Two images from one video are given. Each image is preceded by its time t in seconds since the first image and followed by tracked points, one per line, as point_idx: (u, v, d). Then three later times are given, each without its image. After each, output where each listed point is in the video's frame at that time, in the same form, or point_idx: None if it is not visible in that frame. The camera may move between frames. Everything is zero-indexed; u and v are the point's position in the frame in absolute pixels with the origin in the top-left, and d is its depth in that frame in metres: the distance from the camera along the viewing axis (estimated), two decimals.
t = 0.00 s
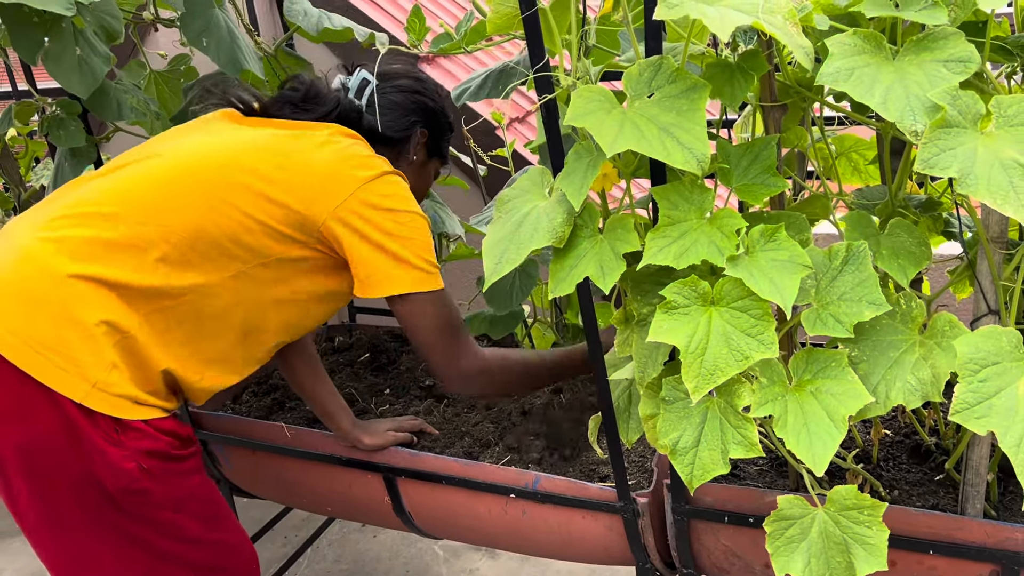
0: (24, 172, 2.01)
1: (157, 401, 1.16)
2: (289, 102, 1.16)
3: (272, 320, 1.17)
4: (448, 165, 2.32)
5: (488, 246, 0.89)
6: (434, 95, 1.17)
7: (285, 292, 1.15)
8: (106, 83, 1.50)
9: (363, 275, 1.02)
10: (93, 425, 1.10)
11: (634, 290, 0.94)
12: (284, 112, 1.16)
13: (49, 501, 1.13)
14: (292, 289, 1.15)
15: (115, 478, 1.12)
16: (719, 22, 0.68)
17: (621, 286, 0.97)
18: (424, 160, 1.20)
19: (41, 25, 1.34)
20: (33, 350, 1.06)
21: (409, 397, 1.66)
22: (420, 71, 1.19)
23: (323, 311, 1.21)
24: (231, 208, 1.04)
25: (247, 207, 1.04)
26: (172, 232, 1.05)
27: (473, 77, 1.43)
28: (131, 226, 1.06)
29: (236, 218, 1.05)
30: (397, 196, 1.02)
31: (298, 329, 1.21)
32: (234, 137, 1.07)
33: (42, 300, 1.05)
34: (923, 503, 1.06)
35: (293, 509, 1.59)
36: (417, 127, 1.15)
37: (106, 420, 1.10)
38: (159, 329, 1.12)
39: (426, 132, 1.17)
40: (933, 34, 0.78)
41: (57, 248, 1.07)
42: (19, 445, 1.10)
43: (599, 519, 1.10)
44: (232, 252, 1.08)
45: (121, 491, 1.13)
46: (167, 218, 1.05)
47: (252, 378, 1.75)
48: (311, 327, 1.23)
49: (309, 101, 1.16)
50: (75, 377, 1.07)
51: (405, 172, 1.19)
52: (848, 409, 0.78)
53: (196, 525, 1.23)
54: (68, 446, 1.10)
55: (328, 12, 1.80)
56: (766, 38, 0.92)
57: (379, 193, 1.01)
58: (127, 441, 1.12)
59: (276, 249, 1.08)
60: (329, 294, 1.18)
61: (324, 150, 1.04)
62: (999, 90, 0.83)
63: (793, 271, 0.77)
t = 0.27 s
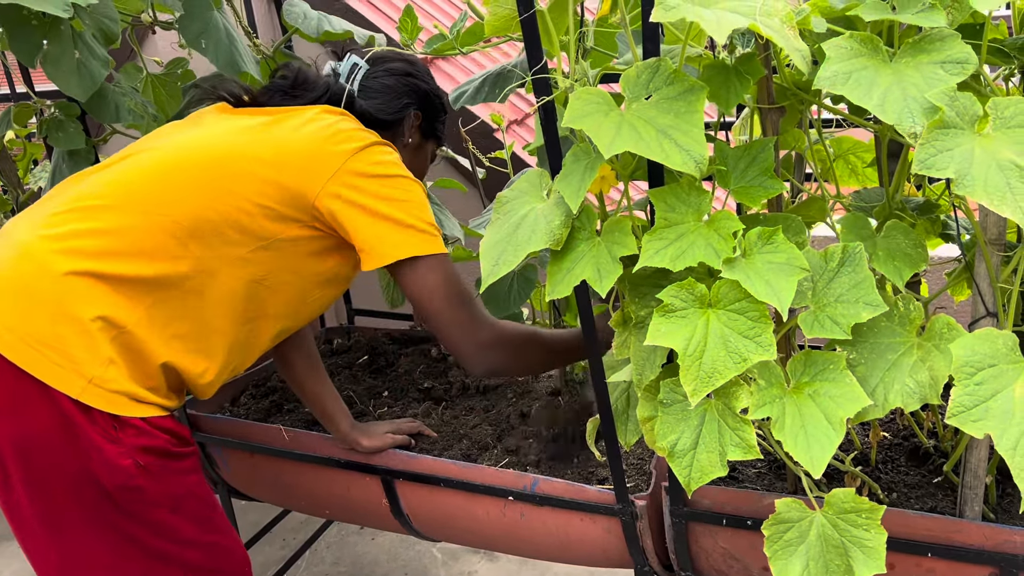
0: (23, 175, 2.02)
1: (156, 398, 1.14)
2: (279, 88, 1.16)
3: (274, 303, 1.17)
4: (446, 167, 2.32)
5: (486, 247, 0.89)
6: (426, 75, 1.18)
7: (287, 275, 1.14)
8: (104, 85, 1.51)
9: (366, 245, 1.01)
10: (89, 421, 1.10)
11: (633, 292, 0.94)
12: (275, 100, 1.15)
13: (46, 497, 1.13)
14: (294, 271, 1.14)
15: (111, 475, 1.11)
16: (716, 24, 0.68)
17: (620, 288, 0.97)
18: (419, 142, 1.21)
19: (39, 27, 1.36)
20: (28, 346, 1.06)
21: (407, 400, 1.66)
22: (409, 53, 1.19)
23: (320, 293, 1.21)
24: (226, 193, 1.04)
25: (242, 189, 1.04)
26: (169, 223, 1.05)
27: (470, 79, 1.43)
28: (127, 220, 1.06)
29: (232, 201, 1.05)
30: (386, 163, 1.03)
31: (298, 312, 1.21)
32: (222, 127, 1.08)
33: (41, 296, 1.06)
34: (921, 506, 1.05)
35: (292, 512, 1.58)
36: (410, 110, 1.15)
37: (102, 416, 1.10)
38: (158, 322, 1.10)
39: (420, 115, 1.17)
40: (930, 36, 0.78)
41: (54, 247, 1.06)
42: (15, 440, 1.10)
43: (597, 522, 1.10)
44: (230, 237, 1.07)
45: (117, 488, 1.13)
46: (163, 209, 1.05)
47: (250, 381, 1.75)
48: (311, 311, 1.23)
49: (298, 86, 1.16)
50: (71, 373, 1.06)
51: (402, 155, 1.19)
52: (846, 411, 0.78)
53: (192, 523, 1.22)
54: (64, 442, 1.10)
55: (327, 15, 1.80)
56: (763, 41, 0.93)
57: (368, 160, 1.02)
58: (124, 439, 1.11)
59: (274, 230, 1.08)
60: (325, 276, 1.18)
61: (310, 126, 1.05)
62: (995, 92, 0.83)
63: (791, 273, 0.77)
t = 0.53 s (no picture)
0: (20, 177, 2.01)
1: (145, 406, 1.15)
2: (283, 102, 1.16)
3: (263, 324, 1.18)
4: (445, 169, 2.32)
5: (482, 251, 0.89)
6: (433, 91, 1.17)
7: (276, 297, 1.15)
8: (100, 88, 1.51)
9: (353, 281, 1.04)
10: (78, 429, 1.09)
11: (629, 295, 0.94)
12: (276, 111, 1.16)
13: (40, 505, 1.14)
14: (283, 293, 1.15)
15: (99, 483, 1.11)
16: (712, 26, 0.68)
17: (616, 290, 0.97)
18: (422, 155, 1.20)
19: (35, 29, 1.34)
20: (19, 354, 1.06)
21: (405, 402, 1.65)
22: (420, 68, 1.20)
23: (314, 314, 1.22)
24: (224, 216, 1.04)
25: (242, 212, 1.04)
26: (165, 239, 1.05)
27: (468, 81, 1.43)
28: (124, 232, 1.05)
29: (229, 224, 1.05)
30: (390, 202, 1.03)
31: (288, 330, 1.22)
32: (229, 143, 1.06)
33: (32, 304, 1.05)
34: (919, 508, 1.05)
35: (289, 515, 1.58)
36: (413, 124, 1.14)
37: (90, 424, 1.10)
38: (148, 335, 1.11)
39: (423, 128, 1.16)
40: (927, 39, 0.78)
41: (48, 254, 1.06)
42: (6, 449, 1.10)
43: (594, 525, 1.10)
44: (225, 259, 1.07)
45: (105, 496, 1.12)
46: (160, 225, 1.05)
47: (247, 384, 1.74)
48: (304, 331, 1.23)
49: (303, 101, 1.17)
50: (60, 382, 1.06)
51: (403, 168, 1.18)
52: (841, 415, 0.78)
53: (184, 527, 1.23)
54: (53, 450, 1.10)
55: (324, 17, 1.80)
56: (760, 43, 0.93)
57: (374, 199, 1.02)
58: (112, 446, 1.11)
59: (267, 254, 1.08)
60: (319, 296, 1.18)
61: (318, 156, 1.04)
62: (992, 94, 0.83)
63: (787, 276, 0.77)
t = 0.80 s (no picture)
0: (19, 179, 2.01)
1: (142, 407, 1.15)
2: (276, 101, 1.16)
3: (261, 319, 1.16)
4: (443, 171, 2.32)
5: (481, 254, 0.89)
6: (431, 90, 1.17)
7: (275, 292, 1.13)
8: (99, 90, 1.51)
9: (353, 269, 1.01)
10: (75, 429, 1.09)
11: (627, 297, 0.94)
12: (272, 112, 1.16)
13: (35, 506, 1.14)
14: (284, 290, 1.14)
15: (97, 482, 1.11)
16: (710, 29, 0.68)
17: (615, 292, 0.97)
18: (422, 155, 1.19)
19: (34, 32, 1.34)
20: (15, 354, 1.06)
21: (403, 404, 1.65)
22: (420, 68, 1.19)
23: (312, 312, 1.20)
24: (216, 209, 1.04)
25: (234, 206, 1.04)
26: (158, 236, 1.05)
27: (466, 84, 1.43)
28: (117, 231, 1.06)
29: (222, 219, 1.04)
30: (381, 187, 1.02)
31: (287, 327, 1.20)
32: (220, 140, 1.07)
33: (30, 304, 1.06)
34: (917, 510, 1.05)
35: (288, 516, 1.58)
36: (410, 122, 1.14)
37: (88, 424, 1.10)
38: (145, 333, 1.10)
39: (422, 128, 1.16)
40: (924, 42, 0.78)
41: (44, 256, 1.07)
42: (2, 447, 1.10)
43: (593, 527, 1.10)
44: (218, 252, 1.07)
45: (103, 496, 1.12)
46: (153, 222, 1.05)
47: (246, 386, 1.74)
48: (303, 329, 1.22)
49: (296, 99, 1.17)
50: (56, 382, 1.06)
51: (401, 168, 1.18)
52: (839, 418, 0.77)
53: (180, 530, 1.22)
54: (51, 450, 1.10)
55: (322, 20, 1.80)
56: (758, 45, 0.93)
57: (364, 183, 1.01)
58: (109, 446, 1.11)
59: (263, 248, 1.07)
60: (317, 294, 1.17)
61: (308, 144, 1.04)
62: (989, 97, 0.83)
63: (785, 278, 0.77)
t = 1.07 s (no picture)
0: (17, 181, 2.01)
1: (132, 408, 1.15)
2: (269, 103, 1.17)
3: (252, 321, 1.17)
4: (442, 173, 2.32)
5: (480, 256, 0.89)
6: (428, 92, 1.15)
7: (266, 296, 1.14)
8: (97, 91, 1.51)
9: (345, 277, 1.02)
10: (63, 431, 1.09)
11: (626, 298, 0.94)
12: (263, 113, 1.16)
13: (24, 508, 1.14)
14: (273, 293, 1.14)
15: (85, 484, 1.10)
16: (708, 30, 0.69)
17: (614, 293, 0.97)
18: (420, 155, 1.17)
19: (31, 36, 1.35)
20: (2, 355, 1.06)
21: (402, 406, 1.65)
22: (420, 70, 1.18)
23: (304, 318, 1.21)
24: (207, 213, 1.05)
25: (226, 210, 1.05)
26: (150, 238, 1.06)
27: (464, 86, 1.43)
28: (108, 232, 1.06)
29: (214, 223, 1.05)
30: (375, 195, 1.02)
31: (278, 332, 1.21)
32: (213, 143, 1.08)
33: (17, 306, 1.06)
34: (915, 511, 1.06)
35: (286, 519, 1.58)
36: (404, 121, 1.13)
37: (76, 426, 1.09)
38: (133, 335, 1.11)
39: (418, 127, 1.14)
40: (921, 43, 0.79)
41: (34, 256, 1.07)
42: None
43: (591, 528, 1.10)
44: (209, 257, 1.07)
45: (91, 498, 1.12)
46: (144, 224, 1.05)
47: (245, 388, 1.74)
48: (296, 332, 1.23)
49: (288, 101, 1.18)
50: (43, 384, 1.06)
51: (397, 170, 1.16)
52: (839, 417, 0.78)
53: (172, 531, 1.21)
54: (39, 453, 1.09)
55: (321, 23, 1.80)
56: (755, 47, 0.93)
57: (359, 192, 1.01)
58: (98, 448, 1.11)
59: (254, 253, 1.08)
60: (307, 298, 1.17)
61: (304, 151, 1.04)
62: (985, 98, 0.83)
63: (784, 279, 0.77)
